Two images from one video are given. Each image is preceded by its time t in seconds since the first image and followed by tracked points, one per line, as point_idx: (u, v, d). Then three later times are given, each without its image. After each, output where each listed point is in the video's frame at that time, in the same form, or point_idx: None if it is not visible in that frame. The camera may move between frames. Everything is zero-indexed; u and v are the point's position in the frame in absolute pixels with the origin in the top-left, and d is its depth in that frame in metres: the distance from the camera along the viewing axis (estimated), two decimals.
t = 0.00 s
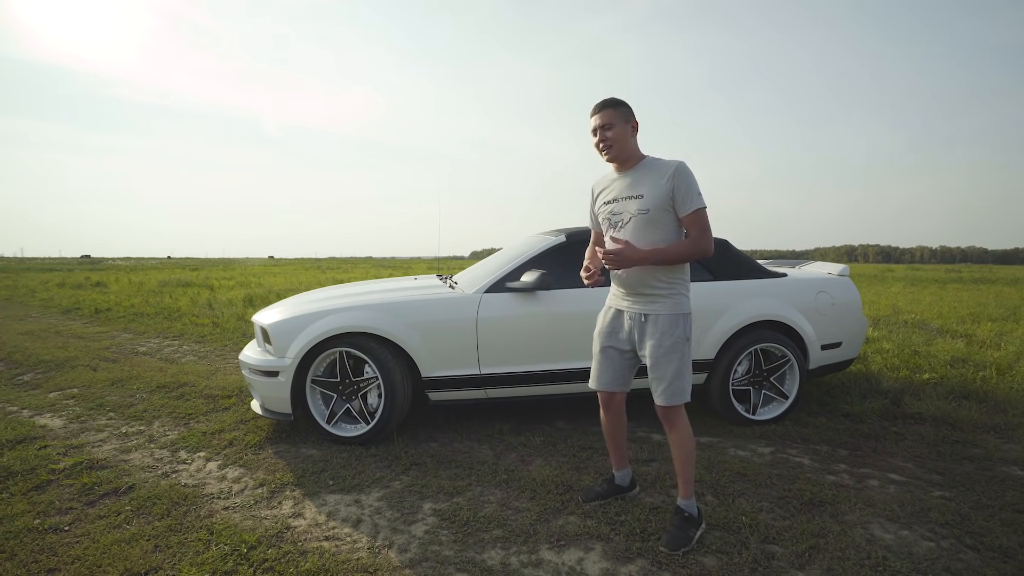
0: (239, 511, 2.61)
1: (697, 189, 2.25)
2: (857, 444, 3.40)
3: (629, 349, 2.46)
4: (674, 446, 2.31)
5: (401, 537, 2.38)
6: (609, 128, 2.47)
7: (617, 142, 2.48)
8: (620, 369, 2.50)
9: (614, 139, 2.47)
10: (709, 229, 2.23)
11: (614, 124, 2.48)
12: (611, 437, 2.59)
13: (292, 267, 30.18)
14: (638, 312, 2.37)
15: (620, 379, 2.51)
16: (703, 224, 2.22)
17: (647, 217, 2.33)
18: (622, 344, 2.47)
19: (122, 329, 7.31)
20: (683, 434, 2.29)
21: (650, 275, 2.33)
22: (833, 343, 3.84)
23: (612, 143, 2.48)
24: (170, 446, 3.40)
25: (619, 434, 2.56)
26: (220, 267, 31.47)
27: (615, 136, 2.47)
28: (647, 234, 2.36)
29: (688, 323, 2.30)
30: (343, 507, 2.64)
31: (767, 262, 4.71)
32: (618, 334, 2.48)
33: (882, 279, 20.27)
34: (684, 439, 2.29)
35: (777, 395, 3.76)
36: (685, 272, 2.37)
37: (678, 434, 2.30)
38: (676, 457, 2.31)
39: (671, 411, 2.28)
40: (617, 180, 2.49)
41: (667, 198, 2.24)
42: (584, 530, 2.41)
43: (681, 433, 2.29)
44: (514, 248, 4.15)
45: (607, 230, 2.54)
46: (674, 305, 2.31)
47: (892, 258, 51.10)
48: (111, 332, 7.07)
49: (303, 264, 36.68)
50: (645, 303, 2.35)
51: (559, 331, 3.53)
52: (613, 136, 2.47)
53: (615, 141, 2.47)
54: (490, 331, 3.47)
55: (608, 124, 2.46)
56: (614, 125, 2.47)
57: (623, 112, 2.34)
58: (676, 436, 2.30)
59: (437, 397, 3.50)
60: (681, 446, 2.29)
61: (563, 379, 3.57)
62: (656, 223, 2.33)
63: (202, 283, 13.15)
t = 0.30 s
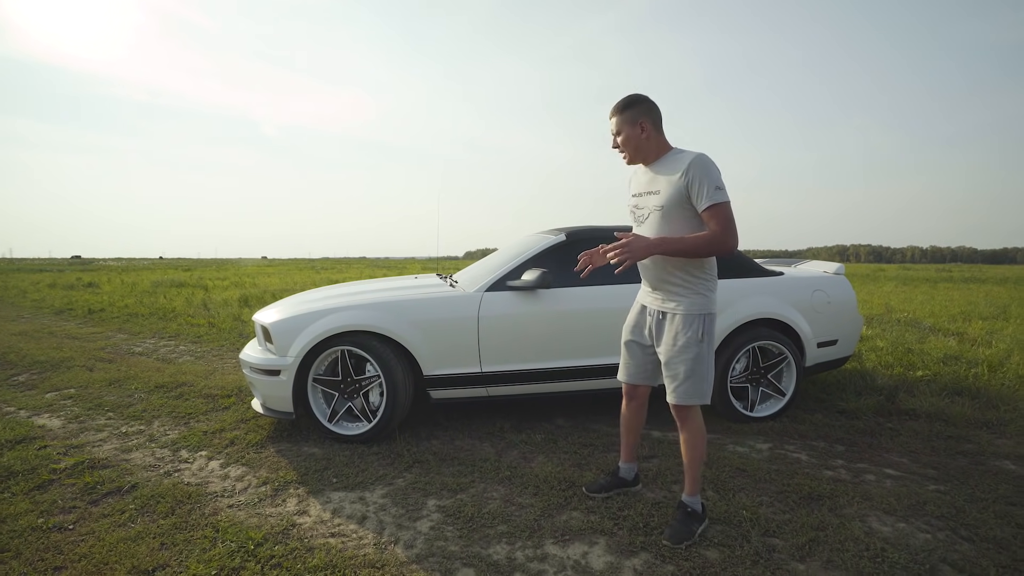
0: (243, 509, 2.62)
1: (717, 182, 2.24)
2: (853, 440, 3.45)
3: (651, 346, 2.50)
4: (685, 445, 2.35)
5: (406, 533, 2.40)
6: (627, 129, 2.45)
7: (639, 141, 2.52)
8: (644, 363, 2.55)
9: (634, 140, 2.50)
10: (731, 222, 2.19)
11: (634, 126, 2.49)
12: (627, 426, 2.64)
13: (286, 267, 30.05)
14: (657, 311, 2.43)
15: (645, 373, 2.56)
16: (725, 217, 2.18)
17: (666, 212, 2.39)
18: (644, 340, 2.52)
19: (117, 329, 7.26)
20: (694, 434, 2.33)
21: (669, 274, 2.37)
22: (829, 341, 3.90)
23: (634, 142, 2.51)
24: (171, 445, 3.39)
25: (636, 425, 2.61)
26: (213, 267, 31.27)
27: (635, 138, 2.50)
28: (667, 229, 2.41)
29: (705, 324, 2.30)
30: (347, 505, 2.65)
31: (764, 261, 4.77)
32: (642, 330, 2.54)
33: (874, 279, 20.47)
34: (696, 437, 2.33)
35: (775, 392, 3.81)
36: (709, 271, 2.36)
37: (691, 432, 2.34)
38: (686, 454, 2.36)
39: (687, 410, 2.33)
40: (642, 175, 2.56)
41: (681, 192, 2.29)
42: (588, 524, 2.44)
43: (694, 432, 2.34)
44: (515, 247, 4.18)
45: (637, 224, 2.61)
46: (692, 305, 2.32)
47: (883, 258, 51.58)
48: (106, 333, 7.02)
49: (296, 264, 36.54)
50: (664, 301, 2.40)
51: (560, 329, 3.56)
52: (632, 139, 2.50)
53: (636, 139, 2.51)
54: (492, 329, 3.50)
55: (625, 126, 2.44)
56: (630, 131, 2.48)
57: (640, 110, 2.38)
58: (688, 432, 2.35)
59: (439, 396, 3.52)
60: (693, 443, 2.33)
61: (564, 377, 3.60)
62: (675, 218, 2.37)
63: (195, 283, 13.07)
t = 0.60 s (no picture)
0: (248, 504, 2.64)
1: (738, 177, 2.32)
2: (847, 435, 3.51)
3: (659, 342, 2.54)
4: (689, 438, 2.41)
5: (410, 527, 2.43)
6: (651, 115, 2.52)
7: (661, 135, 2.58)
8: (651, 362, 2.59)
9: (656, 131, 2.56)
10: (753, 217, 2.25)
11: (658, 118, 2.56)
12: (631, 421, 2.70)
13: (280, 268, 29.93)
14: (668, 308, 2.46)
15: (652, 372, 2.60)
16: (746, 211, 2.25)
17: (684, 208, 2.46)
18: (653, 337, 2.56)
19: (112, 330, 7.23)
20: (698, 428, 2.39)
21: (682, 271, 2.41)
22: (824, 337, 3.96)
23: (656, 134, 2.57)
24: (173, 443, 3.41)
25: (640, 419, 2.67)
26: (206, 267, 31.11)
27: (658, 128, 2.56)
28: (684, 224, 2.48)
29: (716, 321, 2.34)
30: (351, 500, 2.68)
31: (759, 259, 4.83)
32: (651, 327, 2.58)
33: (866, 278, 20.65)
34: (700, 432, 2.39)
35: (771, 388, 3.87)
36: (723, 269, 2.40)
37: (694, 427, 2.40)
38: (689, 449, 2.41)
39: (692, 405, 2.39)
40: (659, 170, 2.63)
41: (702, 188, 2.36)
42: (589, 517, 2.48)
43: (698, 426, 2.40)
44: (514, 245, 4.23)
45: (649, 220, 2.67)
46: (706, 302, 2.35)
47: (875, 258, 51.99)
48: (102, 333, 7.00)
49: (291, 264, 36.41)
50: (676, 299, 2.43)
51: (560, 326, 3.60)
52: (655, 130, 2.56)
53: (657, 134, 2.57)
54: (493, 326, 3.53)
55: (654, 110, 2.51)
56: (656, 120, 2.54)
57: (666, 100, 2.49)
58: (692, 427, 2.40)
59: (439, 393, 3.56)
60: (697, 438, 2.39)
61: (564, 374, 3.64)
62: (692, 213, 2.44)
63: (191, 284, 13.02)
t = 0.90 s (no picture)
0: (246, 503, 2.65)
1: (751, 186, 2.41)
2: (841, 431, 3.55)
3: (660, 341, 2.54)
4: (689, 436, 2.43)
5: (409, 524, 2.44)
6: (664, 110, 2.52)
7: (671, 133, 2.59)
8: (651, 361, 2.60)
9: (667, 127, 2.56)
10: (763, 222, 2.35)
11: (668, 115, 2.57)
12: (628, 420, 2.71)
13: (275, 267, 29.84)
14: (674, 307, 2.47)
15: (651, 371, 2.62)
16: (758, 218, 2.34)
17: (695, 209, 2.50)
18: (654, 336, 2.56)
19: (106, 330, 7.19)
20: (698, 426, 2.42)
21: (694, 271, 2.41)
22: (819, 335, 4.00)
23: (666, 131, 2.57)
24: (170, 443, 3.40)
25: (639, 419, 2.68)
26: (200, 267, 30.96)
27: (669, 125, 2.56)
28: (692, 225, 2.51)
29: (724, 319, 2.39)
30: (350, 498, 2.69)
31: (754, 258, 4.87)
32: (652, 326, 2.57)
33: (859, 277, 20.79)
34: (699, 430, 2.41)
35: (766, 385, 3.90)
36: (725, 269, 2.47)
37: (694, 425, 2.42)
38: (687, 446, 2.43)
39: (694, 403, 2.41)
40: (665, 169, 2.65)
41: (718, 190, 2.40)
42: (587, 514, 2.50)
43: (699, 425, 2.42)
44: (511, 244, 4.24)
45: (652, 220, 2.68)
46: (715, 301, 2.40)
47: (868, 257, 52.34)
48: (95, 333, 6.96)
49: (286, 264, 36.26)
50: (683, 298, 2.44)
51: (557, 325, 3.61)
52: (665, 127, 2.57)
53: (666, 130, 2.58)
54: (490, 325, 3.55)
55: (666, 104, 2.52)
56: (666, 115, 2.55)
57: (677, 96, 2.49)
58: (691, 425, 2.43)
59: (437, 391, 3.57)
60: (697, 436, 2.41)
61: (561, 372, 3.65)
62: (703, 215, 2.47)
63: (185, 284, 12.96)
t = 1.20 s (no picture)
0: (243, 500, 2.65)
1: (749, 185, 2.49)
2: (834, 427, 3.59)
3: (657, 337, 2.56)
4: (685, 431, 2.46)
5: (406, 520, 2.45)
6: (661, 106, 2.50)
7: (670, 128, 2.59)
8: (648, 357, 2.62)
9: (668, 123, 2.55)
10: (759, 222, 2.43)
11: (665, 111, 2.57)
12: (624, 416, 2.73)
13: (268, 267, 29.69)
14: (673, 303, 2.49)
15: (648, 366, 2.64)
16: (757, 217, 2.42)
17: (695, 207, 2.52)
18: (651, 331, 2.58)
19: (99, 329, 7.14)
20: (694, 420, 2.44)
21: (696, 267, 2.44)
22: (812, 332, 4.04)
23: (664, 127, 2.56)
24: (165, 441, 3.39)
25: (635, 415, 2.70)
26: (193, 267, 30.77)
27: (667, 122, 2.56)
28: (692, 223, 2.53)
29: (721, 314, 2.44)
30: (346, 494, 2.70)
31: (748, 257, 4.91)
32: (649, 322, 2.59)
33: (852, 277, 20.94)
34: (695, 425, 2.44)
35: (760, 382, 3.94)
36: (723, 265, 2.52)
37: (690, 419, 2.45)
38: (682, 441, 2.46)
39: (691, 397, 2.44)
40: (663, 168, 2.66)
41: (720, 188, 2.44)
42: (583, 508, 2.52)
43: (695, 419, 2.45)
44: (506, 242, 4.25)
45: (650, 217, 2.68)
46: (714, 297, 2.44)
47: (860, 257, 52.69)
48: (88, 332, 6.91)
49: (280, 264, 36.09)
50: (681, 294, 2.47)
51: (553, 322, 3.63)
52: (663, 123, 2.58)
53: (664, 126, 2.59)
54: (486, 322, 3.56)
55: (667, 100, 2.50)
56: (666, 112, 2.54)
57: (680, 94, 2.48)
58: (686, 420, 2.45)
59: (433, 388, 3.58)
60: (693, 429, 2.44)
61: (557, 369, 3.67)
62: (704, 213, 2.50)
63: (179, 283, 12.88)
